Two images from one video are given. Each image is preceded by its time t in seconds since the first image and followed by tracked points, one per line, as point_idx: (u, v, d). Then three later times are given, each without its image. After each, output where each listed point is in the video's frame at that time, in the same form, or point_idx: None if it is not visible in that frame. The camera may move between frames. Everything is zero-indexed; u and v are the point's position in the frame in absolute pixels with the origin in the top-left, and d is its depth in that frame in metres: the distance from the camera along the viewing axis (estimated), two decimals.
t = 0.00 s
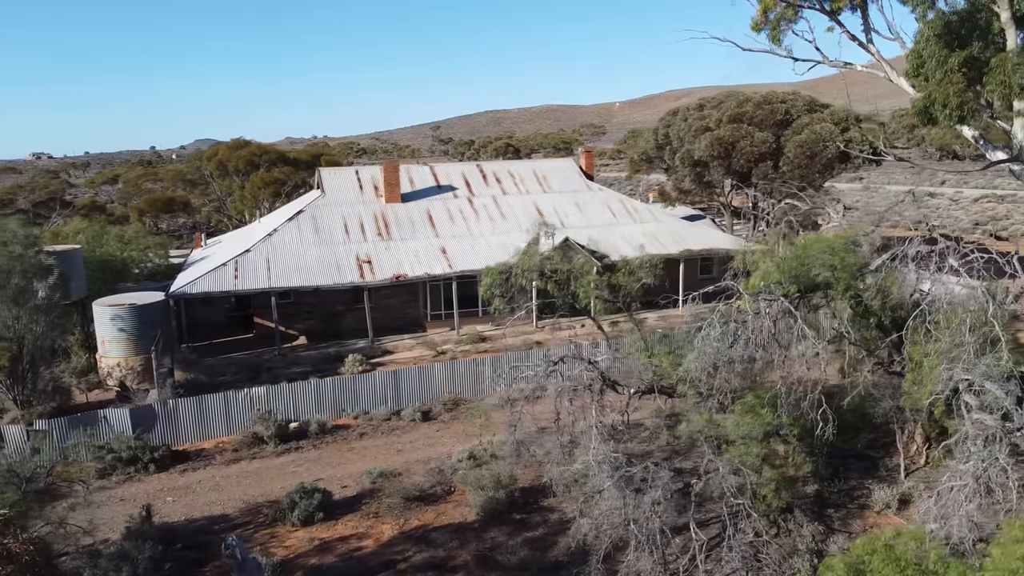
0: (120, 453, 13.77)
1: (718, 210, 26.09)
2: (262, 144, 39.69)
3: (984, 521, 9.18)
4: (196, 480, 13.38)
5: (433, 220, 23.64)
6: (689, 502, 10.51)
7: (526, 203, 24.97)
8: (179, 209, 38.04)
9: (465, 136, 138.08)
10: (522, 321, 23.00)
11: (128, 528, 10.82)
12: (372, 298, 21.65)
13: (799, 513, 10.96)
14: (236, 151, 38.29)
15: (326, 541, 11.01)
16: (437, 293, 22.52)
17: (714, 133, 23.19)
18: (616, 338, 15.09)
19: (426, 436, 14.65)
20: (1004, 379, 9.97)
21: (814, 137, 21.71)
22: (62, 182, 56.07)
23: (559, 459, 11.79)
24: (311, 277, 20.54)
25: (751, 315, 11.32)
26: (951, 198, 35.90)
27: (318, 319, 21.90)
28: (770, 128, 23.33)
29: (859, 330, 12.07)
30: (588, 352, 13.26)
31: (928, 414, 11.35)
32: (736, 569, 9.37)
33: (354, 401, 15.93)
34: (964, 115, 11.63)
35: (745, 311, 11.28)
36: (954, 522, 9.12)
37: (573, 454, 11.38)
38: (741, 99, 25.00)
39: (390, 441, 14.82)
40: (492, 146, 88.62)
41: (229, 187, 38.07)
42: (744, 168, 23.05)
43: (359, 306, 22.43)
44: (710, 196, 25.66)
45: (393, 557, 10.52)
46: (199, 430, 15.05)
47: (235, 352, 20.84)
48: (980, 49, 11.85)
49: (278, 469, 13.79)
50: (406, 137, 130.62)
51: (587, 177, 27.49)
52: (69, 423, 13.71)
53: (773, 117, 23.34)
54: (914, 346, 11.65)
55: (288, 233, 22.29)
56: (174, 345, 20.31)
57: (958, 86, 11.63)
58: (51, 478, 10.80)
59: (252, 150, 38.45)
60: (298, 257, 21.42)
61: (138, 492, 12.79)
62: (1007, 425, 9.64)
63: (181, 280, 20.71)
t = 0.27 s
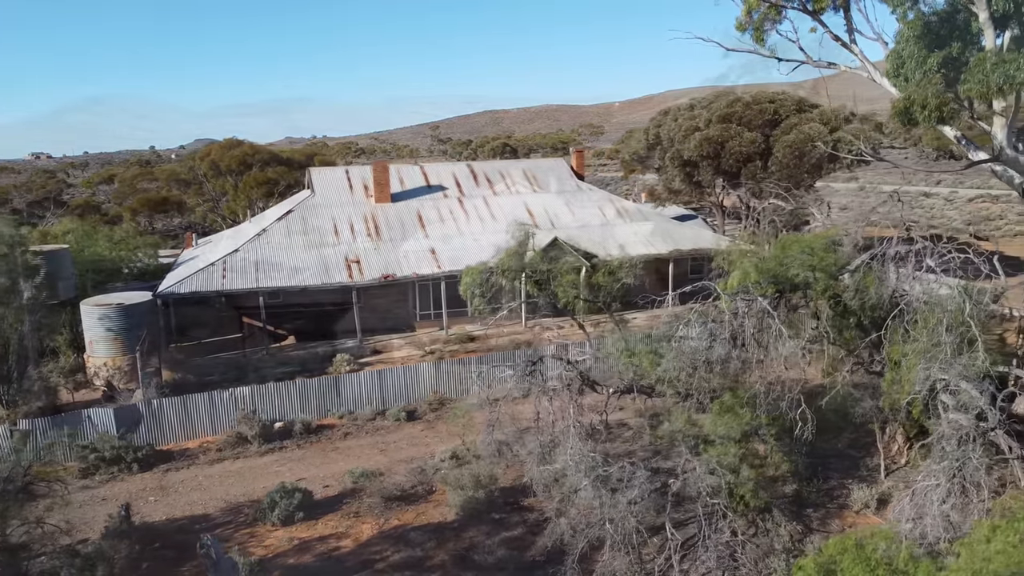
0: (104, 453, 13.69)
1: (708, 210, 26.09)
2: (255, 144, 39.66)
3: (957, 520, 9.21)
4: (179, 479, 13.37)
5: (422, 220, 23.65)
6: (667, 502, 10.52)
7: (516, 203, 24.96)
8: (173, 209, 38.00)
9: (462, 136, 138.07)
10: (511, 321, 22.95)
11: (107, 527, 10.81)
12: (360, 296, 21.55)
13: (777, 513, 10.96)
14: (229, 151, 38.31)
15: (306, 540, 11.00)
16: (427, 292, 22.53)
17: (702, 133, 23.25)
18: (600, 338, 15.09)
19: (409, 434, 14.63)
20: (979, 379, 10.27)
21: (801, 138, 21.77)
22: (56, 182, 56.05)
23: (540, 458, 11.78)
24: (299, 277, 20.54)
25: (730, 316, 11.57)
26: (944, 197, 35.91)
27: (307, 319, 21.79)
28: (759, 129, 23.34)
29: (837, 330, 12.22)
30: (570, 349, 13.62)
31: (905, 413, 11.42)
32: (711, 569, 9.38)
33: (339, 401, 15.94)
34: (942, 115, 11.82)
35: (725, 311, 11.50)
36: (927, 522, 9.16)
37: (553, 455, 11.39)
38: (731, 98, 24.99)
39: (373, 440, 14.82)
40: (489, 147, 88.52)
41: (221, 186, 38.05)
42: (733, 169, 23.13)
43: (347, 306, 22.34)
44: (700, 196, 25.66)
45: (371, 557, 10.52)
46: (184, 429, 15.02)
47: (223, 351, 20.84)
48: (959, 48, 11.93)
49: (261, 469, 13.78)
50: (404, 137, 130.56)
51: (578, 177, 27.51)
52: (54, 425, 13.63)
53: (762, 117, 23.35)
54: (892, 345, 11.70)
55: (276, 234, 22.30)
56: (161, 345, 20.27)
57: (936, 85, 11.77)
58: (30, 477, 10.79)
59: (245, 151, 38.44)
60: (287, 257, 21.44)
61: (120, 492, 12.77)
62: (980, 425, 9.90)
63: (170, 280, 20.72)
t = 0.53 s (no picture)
0: (92, 453, 13.73)
1: (703, 210, 26.04)
2: (250, 144, 39.68)
3: (940, 519, 9.22)
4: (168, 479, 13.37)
5: (416, 219, 23.67)
6: (654, 501, 10.53)
7: (512, 202, 24.93)
8: (167, 209, 37.98)
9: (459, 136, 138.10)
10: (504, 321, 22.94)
11: (93, 526, 10.82)
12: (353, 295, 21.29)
13: (763, 512, 10.96)
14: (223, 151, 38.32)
15: (292, 539, 11.01)
16: (418, 293, 22.34)
17: (695, 133, 23.32)
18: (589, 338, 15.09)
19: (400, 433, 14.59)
20: (963, 379, 10.46)
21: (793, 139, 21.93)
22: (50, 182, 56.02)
23: (527, 457, 11.78)
24: (292, 277, 20.54)
25: (716, 316, 11.78)
26: (942, 196, 33.84)
27: (299, 320, 21.08)
28: (751, 129, 23.38)
29: (825, 330, 12.42)
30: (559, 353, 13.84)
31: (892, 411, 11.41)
32: (695, 569, 9.38)
33: (329, 401, 15.94)
34: (928, 117, 12.96)
35: (712, 310, 11.69)
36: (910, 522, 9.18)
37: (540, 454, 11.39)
38: (723, 98, 25.04)
39: (363, 440, 14.79)
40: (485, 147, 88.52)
41: (216, 187, 38.05)
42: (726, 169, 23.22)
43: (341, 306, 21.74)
44: (693, 196, 25.67)
45: (357, 557, 10.52)
46: (174, 429, 15.01)
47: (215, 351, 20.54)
48: (945, 48, 12.47)
49: (250, 469, 13.77)
50: (403, 136, 130.66)
51: (572, 178, 27.54)
52: (44, 425, 13.58)
53: (755, 117, 23.40)
54: (878, 346, 11.78)
55: (269, 235, 22.34)
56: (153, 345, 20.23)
57: (923, 87, 12.68)
58: (16, 477, 10.81)
59: (240, 151, 38.46)
60: (280, 256, 21.47)
61: (109, 491, 12.77)
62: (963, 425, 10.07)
63: (163, 280, 20.76)
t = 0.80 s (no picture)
0: (88, 453, 13.24)
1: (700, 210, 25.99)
2: (248, 145, 39.68)
3: (934, 519, 9.16)
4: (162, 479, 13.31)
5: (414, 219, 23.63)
6: (648, 498, 10.52)
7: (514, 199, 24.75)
8: (166, 209, 37.93)
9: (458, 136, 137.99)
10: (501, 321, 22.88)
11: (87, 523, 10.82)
12: (351, 294, 20.99)
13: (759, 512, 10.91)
14: (221, 151, 38.30)
15: (286, 539, 11.00)
16: (416, 293, 21.28)
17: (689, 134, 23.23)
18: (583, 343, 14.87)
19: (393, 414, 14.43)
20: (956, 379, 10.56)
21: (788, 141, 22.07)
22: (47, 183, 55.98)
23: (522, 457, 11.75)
24: (288, 278, 20.55)
25: (712, 315, 13.00)
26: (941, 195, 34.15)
27: (296, 319, 20.56)
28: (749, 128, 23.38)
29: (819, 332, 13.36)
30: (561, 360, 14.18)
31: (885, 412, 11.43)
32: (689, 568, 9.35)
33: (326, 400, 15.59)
34: (920, 118, 13.98)
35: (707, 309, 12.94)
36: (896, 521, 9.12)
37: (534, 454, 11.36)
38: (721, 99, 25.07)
39: (358, 437, 14.62)
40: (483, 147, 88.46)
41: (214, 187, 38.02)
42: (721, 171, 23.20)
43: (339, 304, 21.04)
44: (690, 195, 25.65)
45: (350, 556, 10.52)
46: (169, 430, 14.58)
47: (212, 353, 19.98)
48: (937, 51, 12.97)
49: (244, 468, 13.72)
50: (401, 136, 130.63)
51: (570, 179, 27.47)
52: (39, 425, 13.13)
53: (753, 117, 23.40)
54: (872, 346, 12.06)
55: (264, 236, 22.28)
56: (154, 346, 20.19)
57: (916, 88, 13.50)
58: (9, 476, 10.80)
59: (238, 151, 38.46)
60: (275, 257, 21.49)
61: (103, 490, 12.72)
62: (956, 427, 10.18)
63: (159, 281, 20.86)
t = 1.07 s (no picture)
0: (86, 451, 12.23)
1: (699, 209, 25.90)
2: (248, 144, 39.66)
3: (930, 519, 9.22)
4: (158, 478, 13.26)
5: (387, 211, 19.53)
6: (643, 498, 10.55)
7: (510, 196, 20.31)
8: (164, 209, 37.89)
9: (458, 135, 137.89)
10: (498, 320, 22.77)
11: (83, 524, 10.88)
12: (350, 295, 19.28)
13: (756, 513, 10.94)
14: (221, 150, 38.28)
15: (283, 539, 11.02)
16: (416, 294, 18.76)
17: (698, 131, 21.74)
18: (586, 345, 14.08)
19: (393, 414, 13.74)
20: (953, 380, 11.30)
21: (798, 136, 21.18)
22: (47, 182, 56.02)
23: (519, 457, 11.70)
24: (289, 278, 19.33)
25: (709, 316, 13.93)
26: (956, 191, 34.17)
27: (292, 319, 20.11)
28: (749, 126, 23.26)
29: (816, 330, 13.60)
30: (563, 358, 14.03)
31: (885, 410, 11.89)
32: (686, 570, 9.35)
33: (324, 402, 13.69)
34: (918, 117, 13.89)
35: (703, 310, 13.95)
36: (898, 516, 9.36)
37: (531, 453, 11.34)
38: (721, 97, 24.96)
39: (356, 440, 13.28)
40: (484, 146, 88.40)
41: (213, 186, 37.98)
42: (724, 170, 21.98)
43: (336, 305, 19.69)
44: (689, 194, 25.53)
45: (349, 558, 10.67)
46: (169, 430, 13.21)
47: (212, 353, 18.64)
48: (934, 51, 13.26)
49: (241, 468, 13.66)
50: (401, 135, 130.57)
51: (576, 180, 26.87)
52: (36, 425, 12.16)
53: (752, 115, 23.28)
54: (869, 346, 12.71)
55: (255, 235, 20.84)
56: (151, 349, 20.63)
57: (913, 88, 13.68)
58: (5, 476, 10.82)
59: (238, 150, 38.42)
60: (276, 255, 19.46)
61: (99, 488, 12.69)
62: (953, 425, 10.66)
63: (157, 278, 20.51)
